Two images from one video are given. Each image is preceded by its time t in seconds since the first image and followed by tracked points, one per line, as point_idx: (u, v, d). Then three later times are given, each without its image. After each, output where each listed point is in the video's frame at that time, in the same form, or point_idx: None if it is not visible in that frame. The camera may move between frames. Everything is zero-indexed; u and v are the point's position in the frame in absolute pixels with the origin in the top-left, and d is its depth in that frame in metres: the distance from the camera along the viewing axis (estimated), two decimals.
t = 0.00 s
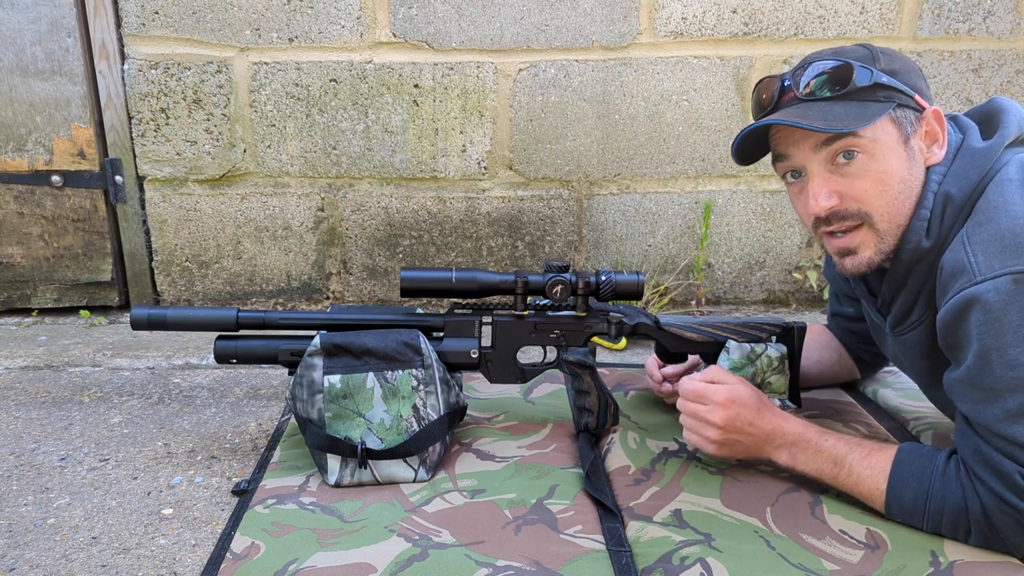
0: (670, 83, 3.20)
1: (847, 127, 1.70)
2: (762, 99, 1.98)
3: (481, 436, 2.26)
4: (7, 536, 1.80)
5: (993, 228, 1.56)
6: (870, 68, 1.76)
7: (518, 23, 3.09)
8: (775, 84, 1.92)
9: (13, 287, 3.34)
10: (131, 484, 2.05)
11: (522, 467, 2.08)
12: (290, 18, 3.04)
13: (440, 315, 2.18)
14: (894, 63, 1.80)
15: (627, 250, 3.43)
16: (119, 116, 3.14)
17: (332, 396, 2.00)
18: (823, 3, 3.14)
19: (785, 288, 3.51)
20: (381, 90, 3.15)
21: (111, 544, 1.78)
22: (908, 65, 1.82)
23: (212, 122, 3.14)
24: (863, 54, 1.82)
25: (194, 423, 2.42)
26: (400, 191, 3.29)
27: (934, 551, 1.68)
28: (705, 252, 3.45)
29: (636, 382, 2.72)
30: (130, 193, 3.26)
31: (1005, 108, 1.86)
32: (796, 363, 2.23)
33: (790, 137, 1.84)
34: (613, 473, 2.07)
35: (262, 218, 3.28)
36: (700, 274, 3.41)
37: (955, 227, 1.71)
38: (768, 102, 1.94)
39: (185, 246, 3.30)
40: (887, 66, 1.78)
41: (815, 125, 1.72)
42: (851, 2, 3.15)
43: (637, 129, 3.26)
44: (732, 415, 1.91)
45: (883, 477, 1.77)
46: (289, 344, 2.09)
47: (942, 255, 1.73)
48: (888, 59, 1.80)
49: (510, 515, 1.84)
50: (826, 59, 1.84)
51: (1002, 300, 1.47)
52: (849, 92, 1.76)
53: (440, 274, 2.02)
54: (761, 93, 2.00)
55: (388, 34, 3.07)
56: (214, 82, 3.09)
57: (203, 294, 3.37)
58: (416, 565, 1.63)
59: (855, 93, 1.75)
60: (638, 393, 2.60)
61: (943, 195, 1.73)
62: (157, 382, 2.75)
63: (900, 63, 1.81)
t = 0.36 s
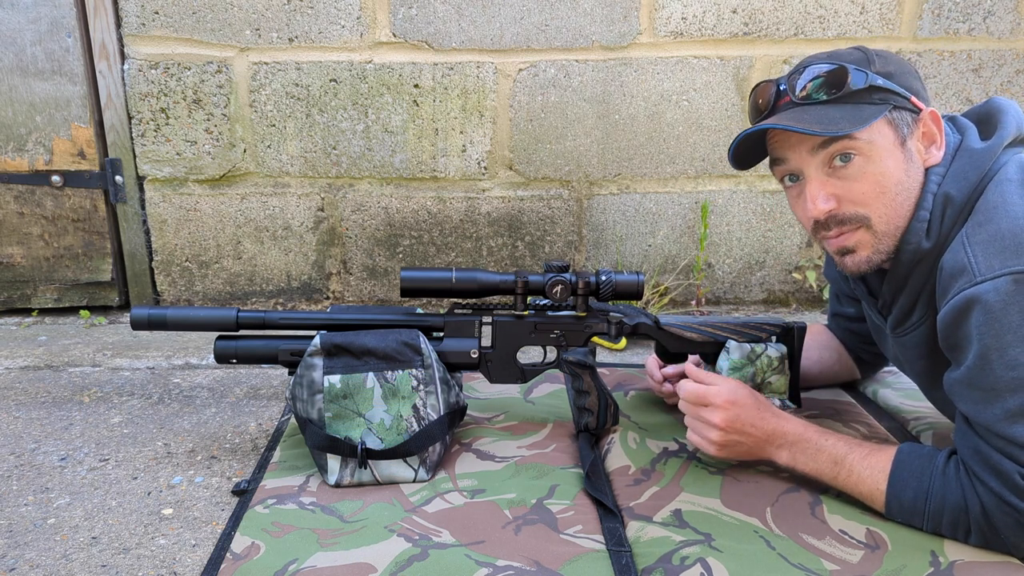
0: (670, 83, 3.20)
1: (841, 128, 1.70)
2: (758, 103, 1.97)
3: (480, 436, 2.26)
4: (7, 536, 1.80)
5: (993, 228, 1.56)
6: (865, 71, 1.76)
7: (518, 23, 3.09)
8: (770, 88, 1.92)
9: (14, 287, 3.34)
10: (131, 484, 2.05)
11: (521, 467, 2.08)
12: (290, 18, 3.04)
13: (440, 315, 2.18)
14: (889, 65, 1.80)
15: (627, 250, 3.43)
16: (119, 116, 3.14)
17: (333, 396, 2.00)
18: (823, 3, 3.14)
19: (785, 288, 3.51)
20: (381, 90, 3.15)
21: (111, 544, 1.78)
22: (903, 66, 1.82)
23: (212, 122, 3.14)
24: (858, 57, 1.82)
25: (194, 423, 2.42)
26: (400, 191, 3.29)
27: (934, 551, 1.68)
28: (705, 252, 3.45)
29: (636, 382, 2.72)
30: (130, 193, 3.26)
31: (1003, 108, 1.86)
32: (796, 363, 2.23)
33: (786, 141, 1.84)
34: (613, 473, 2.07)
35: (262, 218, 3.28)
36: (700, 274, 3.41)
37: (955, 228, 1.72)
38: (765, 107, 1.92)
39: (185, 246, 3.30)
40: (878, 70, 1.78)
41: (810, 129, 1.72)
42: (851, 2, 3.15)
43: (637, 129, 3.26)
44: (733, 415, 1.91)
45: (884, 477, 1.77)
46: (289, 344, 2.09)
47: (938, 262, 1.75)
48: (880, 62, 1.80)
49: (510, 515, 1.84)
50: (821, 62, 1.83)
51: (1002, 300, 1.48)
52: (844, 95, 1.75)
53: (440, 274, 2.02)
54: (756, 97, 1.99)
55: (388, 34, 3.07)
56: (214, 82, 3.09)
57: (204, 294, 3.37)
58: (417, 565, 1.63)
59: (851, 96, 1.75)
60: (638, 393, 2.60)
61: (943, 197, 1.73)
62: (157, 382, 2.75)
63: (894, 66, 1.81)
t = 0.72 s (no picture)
0: (670, 83, 3.20)
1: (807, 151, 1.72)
2: (752, 104, 1.98)
3: (480, 436, 2.26)
4: (7, 536, 1.80)
5: (993, 228, 1.56)
6: (846, 83, 1.73)
7: (518, 23, 3.09)
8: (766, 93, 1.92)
9: (13, 287, 3.34)
10: (131, 484, 2.05)
11: (521, 467, 2.08)
12: (290, 18, 3.04)
13: (440, 315, 2.18)
14: (878, 71, 1.74)
15: (627, 250, 3.43)
16: (119, 115, 3.14)
17: (333, 396, 2.00)
18: (823, 3, 3.14)
19: (785, 288, 3.51)
20: (381, 90, 3.15)
21: (110, 544, 1.78)
22: (895, 69, 1.74)
23: (212, 122, 3.14)
24: (849, 59, 1.76)
25: (194, 423, 2.42)
26: (400, 191, 3.29)
27: (934, 551, 1.68)
28: (705, 252, 3.45)
29: (636, 382, 2.72)
30: (130, 193, 3.26)
31: (1005, 108, 1.86)
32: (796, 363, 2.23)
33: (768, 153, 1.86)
34: (613, 473, 2.07)
35: (262, 218, 3.28)
36: (700, 274, 3.41)
37: (953, 228, 1.72)
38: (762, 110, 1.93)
39: (185, 246, 3.30)
40: (861, 79, 1.73)
41: (776, 151, 1.76)
42: (851, 2, 3.15)
43: (637, 129, 3.26)
44: (735, 414, 1.90)
45: (883, 477, 1.77)
46: (289, 344, 2.09)
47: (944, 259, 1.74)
48: (868, 68, 1.74)
49: (510, 515, 1.84)
50: (810, 67, 1.80)
51: (1003, 300, 1.48)
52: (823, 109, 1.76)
53: (440, 274, 2.02)
54: (754, 94, 1.99)
55: (388, 34, 3.07)
56: (214, 82, 3.09)
57: (203, 294, 3.37)
58: (416, 564, 1.64)
59: (829, 109, 1.75)
60: (638, 393, 2.60)
61: (940, 198, 1.72)
62: (157, 382, 2.75)
63: (886, 67, 1.74)
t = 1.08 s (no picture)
0: (670, 83, 3.20)
1: (778, 152, 1.81)
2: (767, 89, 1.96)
3: (480, 436, 2.26)
4: (7, 536, 1.80)
5: (995, 227, 1.56)
6: (838, 87, 1.75)
7: (518, 23, 3.09)
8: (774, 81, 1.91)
9: (13, 287, 3.34)
10: (131, 484, 2.05)
11: (522, 467, 2.08)
12: (290, 18, 3.04)
13: (440, 315, 2.18)
14: (880, 74, 1.74)
15: (627, 250, 3.43)
16: (119, 116, 3.14)
17: (333, 396, 2.00)
18: (823, 3, 3.14)
19: (785, 288, 3.51)
20: (380, 90, 3.15)
21: (111, 544, 1.78)
22: (898, 74, 1.74)
23: (212, 122, 3.14)
24: (857, 56, 1.77)
25: (193, 423, 2.42)
26: (400, 191, 3.29)
27: (934, 551, 1.68)
28: (705, 252, 3.45)
29: (636, 382, 2.72)
30: (130, 193, 3.26)
31: (1015, 108, 1.86)
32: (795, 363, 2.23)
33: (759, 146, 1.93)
34: (613, 473, 2.07)
35: (262, 218, 3.29)
36: (700, 274, 3.41)
37: (953, 226, 1.71)
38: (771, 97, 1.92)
39: (185, 246, 3.30)
40: (856, 84, 1.74)
41: (752, 148, 1.85)
42: (851, 2, 3.15)
43: (637, 129, 3.26)
44: (733, 412, 1.91)
45: (883, 477, 1.77)
46: (289, 344, 2.09)
47: (944, 256, 1.73)
48: (870, 69, 1.74)
49: (510, 515, 1.84)
50: (816, 65, 1.81)
51: (1004, 299, 1.48)
52: (809, 110, 1.80)
53: (440, 274, 2.02)
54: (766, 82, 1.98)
55: (388, 34, 3.07)
56: (214, 82, 3.09)
57: (203, 294, 3.37)
58: (417, 565, 1.63)
59: (813, 113, 1.79)
60: (638, 393, 2.60)
61: (940, 195, 1.72)
62: (157, 382, 2.75)
63: (891, 69, 1.74)
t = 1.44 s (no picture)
0: (670, 83, 3.20)
1: (780, 148, 1.81)
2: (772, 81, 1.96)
3: (481, 436, 2.26)
4: (7, 536, 1.80)
5: (996, 227, 1.56)
6: (843, 84, 1.75)
7: (518, 23, 3.09)
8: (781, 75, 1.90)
9: (13, 287, 3.34)
10: (131, 484, 2.05)
11: (521, 467, 2.08)
12: (290, 18, 3.04)
13: (439, 315, 2.18)
14: (885, 73, 1.74)
15: (627, 250, 3.43)
16: (119, 116, 3.14)
17: (333, 397, 2.00)
18: (823, 3, 3.14)
19: (785, 288, 3.51)
20: (381, 90, 3.15)
21: (111, 544, 1.78)
22: (903, 74, 1.74)
23: (212, 122, 3.14)
24: (861, 54, 1.77)
25: (193, 423, 2.42)
26: (400, 191, 3.29)
27: (934, 551, 1.68)
28: (705, 252, 3.45)
29: (636, 382, 2.72)
30: (130, 193, 3.26)
31: (1016, 108, 1.86)
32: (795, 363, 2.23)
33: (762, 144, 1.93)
34: (613, 473, 2.07)
35: (262, 218, 3.29)
36: (700, 274, 3.41)
37: (954, 226, 1.71)
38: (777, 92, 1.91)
39: (185, 246, 3.30)
40: (860, 82, 1.74)
41: (755, 143, 1.86)
42: (851, 2, 3.15)
43: (637, 129, 3.26)
44: (730, 412, 1.91)
45: (883, 478, 1.77)
46: (288, 344, 2.10)
47: (945, 256, 1.73)
48: (875, 67, 1.74)
49: (510, 515, 1.84)
50: (821, 62, 1.81)
51: (1004, 299, 1.48)
52: (812, 107, 1.80)
53: (440, 274, 2.02)
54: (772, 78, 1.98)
55: (389, 34, 3.07)
56: (214, 82, 3.09)
57: (203, 294, 3.37)
58: (416, 564, 1.63)
59: (817, 109, 1.79)
60: (638, 393, 2.60)
61: (942, 195, 1.72)
62: (157, 382, 2.75)
63: (896, 68, 1.74)
